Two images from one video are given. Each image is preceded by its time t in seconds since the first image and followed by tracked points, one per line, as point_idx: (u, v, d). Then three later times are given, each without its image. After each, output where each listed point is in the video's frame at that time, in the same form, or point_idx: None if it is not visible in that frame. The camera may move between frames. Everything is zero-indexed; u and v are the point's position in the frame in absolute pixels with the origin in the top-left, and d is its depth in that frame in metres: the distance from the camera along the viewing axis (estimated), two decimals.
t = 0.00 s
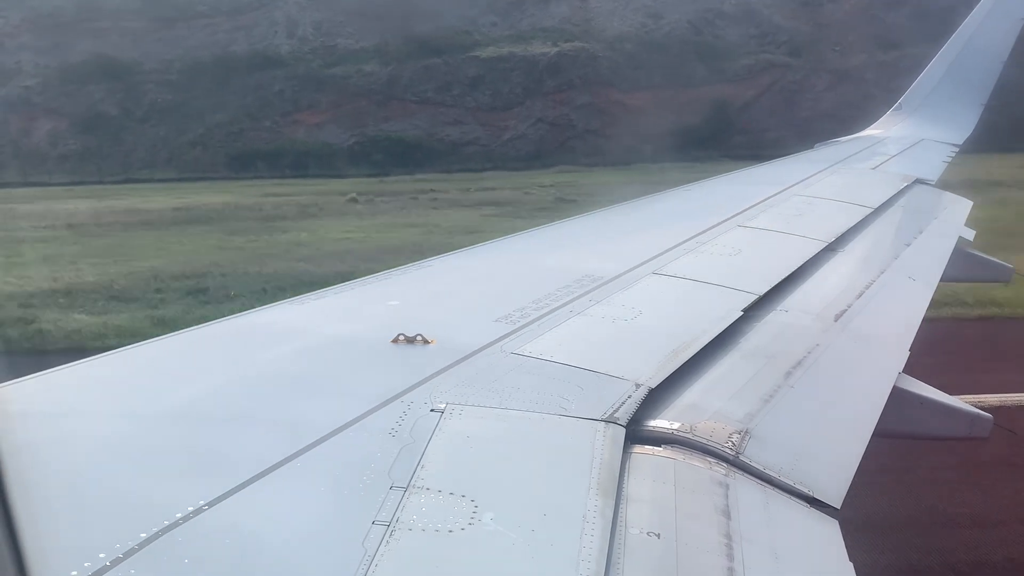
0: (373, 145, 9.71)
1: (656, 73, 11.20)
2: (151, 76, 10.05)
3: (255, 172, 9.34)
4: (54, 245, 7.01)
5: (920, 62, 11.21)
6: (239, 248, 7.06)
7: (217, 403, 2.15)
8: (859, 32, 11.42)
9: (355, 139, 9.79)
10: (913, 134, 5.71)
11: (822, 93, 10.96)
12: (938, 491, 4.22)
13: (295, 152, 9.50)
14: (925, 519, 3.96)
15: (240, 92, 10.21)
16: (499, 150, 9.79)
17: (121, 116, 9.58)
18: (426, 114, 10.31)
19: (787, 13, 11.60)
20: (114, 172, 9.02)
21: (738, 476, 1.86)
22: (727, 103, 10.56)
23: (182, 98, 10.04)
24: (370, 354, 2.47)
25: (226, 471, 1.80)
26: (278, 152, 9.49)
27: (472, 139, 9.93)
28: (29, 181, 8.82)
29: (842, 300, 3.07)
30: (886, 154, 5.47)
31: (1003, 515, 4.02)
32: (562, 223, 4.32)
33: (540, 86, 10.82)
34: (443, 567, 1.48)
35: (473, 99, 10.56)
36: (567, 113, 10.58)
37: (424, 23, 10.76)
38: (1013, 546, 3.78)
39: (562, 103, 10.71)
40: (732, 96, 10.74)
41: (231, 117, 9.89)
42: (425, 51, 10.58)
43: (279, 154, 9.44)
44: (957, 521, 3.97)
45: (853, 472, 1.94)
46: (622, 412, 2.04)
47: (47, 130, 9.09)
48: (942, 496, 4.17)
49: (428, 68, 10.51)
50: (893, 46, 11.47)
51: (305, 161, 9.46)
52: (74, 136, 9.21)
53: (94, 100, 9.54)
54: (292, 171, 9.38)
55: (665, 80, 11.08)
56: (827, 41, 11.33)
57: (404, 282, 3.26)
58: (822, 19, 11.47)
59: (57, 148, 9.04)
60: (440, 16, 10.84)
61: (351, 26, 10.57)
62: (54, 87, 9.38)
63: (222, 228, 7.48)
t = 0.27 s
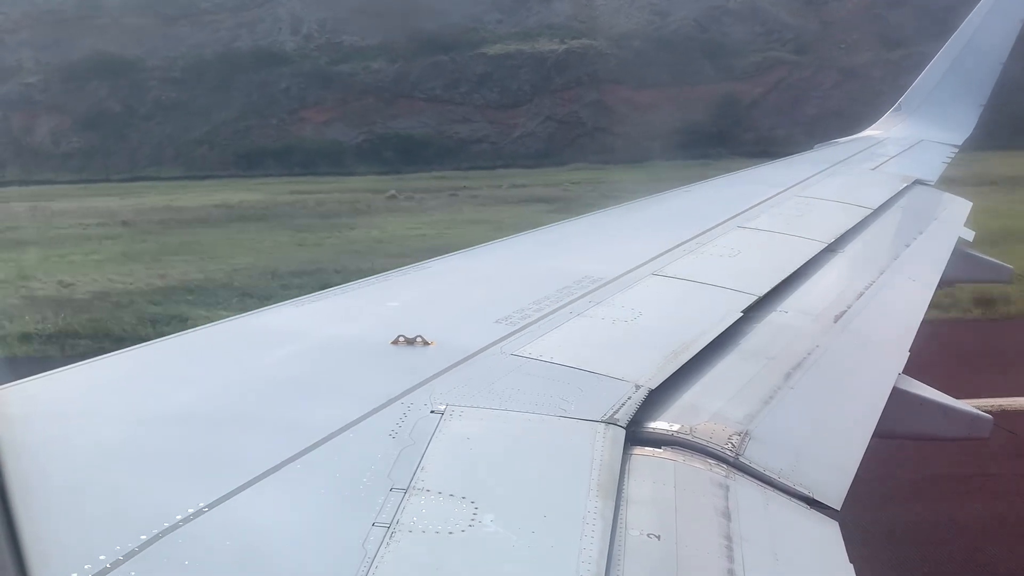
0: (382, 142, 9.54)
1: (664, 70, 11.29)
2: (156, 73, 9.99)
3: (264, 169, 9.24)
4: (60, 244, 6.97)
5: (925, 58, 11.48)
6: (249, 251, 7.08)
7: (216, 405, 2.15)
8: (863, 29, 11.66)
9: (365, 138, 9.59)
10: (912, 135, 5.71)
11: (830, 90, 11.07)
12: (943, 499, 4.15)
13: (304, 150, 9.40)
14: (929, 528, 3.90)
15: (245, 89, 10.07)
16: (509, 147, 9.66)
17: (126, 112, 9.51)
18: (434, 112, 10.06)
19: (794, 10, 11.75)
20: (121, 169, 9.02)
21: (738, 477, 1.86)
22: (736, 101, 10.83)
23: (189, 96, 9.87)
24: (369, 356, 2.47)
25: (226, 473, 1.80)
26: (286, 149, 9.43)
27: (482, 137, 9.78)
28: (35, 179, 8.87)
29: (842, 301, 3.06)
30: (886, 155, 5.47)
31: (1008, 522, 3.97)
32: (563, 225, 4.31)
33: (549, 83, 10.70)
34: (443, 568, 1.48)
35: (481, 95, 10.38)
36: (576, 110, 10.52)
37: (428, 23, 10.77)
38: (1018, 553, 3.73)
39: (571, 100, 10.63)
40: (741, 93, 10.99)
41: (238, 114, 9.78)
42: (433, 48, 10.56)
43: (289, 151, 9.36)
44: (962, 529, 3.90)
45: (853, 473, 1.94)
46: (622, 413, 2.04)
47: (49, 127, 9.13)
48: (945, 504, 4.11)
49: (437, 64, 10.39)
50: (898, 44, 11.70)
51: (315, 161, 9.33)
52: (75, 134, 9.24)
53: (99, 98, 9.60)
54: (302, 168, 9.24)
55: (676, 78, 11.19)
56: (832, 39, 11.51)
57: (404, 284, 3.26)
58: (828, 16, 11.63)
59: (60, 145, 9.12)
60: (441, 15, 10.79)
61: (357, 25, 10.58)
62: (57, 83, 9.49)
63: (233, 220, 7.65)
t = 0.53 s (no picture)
0: (388, 138, 9.78)
1: (673, 67, 11.53)
2: (157, 68, 10.10)
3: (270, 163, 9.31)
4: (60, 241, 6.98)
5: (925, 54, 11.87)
6: (252, 243, 7.06)
7: (213, 406, 2.14)
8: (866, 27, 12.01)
9: (368, 130, 10.01)
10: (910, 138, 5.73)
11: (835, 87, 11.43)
12: (941, 505, 4.13)
13: (311, 143, 9.50)
14: (924, 534, 3.88)
15: (247, 83, 10.19)
16: (516, 142, 10.04)
17: (126, 105, 9.71)
18: (440, 107, 10.51)
19: (799, 7, 12.24)
20: (124, 165, 9.18)
21: (735, 479, 1.86)
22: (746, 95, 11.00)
23: (191, 91, 10.02)
24: (367, 357, 2.46)
25: (223, 474, 1.80)
26: (292, 143, 9.49)
27: (489, 132, 10.21)
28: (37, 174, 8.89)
29: (839, 303, 3.07)
30: (882, 157, 5.50)
31: (1003, 527, 3.96)
32: (561, 226, 4.31)
33: (556, 78, 11.20)
34: (440, 570, 1.47)
35: (488, 90, 10.81)
36: (582, 105, 10.98)
37: (433, 17, 11.13)
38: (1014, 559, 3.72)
39: (577, 96, 11.13)
40: (747, 89, 11.10)
41: (241, 109, 9.93)
42: (437, 43, 10.91)
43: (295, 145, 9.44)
44: (957, 535, 3.88)
45: (849, 475, 1.94)
46: (619, 415, 2.04)
47: (49, 122, 9.29)
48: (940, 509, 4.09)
49: (439, 60, 10.81)
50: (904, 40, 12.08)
51: (322, 154, 9.48)
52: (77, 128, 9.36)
53: (99, 92, 9.65)
54: (308, 163, 9.37)
55: (685, 73, 11.38)
56: (838, 36, 11.96)
57: (404, 285, 3.27)
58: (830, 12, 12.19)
59: (61, 140, 9.25)
60: (444, 9, 11.18)
61: (359, 18, 10.93)
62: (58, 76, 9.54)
63: (230, 215, 7.72)
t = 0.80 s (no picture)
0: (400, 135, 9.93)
1: (682, 64, 11.48)
2: (162, 63, 9.60)
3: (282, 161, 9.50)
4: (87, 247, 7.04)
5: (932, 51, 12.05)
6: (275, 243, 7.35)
7: (211, 407, 2.14)
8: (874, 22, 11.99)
9: (380, 129, 10.05)
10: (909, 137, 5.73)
11: (844, 84, 11.39)
12: (936, 503, 4.14)
13: (323, 141, 9.72)
14: (919, 536, 3.86)
15: (255, 81, 9.96)
16: (528, 139, 10.28)
17: (134, 102, 9.20)
18: (451, 103, 10.54)
19: (806, 5, 12.22)
20: (136, 163, 8.93)
21: (733, 479, 1.86)
22: (756, 93, 11.01)
23: (198, 87, 9.78)
24: (364, 357, 2.46)
25: (221, 474, 1.79)
26: (304, 142, 9.66)
27: (500, 129, 10.36)
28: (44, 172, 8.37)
29: (837, 303, 3.07)
30: (880, 157, 5.49)
31: (997, 529, 3.94)
32: (561, 227, 4.30)
33: (566, 75, 11.14)
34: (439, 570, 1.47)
35: (497, 87, 10.75)
36: (593, 103, 10.96)
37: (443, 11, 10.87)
38: (1007, 562, 3.70)
39: (587, 93, 11.07)
40: (756, 85, 11.15)
41: (251, 107, 9.81)
42: (446, 37, 10.66)
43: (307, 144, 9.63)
44: (951, 537, 3.87)
45: (848, 474, 1.95)
46: (617, 415, 2.04)
47: (56, 118, 8.53)
48: (935, 511, 4.07)
49: (451, 57, 10.61)
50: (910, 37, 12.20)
51: (336, 151, 9.79)
52: (84, 125, 8.83)
53: (107, 87, 8.98)
54: (320, 160, 9.64)
55: (697, 68, 11.39)
56: (843, 33, 11.83)
57: (401, 285, 3.26)
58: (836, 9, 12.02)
59: (68, 137, 8.63)
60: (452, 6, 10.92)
61: (369, 14, 10.46)
62: (60, 71, 8.68)
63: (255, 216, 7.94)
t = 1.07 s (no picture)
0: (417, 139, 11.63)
1: (699, 66, 13.21)
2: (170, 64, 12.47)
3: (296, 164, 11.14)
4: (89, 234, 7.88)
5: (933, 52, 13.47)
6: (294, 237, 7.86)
7: (214, 412, 2.14)
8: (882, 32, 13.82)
9: (391, 130, 11.92)
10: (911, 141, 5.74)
11: (856, 86, 13.13)
12: (936, 504, 4.16)
13: (339, 145, 11.41)
14: (911, 540, 3.85)
15: (271, 85, 12.42)
16: (542, 142, 12.01)
17: (145, 105, 11.94)
18: (467, 106, 12.49)
19: (815, 7, 14.22)
20: (150, 167, 10.89)
21: (737, 483, 1.86)
22: (764, 94, 12.74)
23: (210, 89, 12.22)
24: (368, 363, 2.46)
25: (223, 480, 1.80)
26: (321, 144, 11.47)
27: (514, 132, 12.16)
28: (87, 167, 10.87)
29: (840, 306, 3.07)
30: (882, 160, 5.50)
31: (991, 536, 3.91)
32: (563, 230, 4.33)
33: (580, 77, 13.05)
34: None
35: (513, 91, 12.77)
36: (607, 105, 12.72)
37: (454, 16, 13.52)
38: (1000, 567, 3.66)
39: (601, 95, 12.88)
40: (765, 87, 12.90)
41: (263, 111, 12.03)
42: (462, 42, 13.08)
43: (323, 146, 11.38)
44: (944, 543, 3.85)
45: (852, 479, 1.94)
46: (620, 420, 2.03)
47: (66, 123, 11.44)
48: (929, 516, 4.05)
49: (465, 59, 12.89)
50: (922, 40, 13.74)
51: (350, 155, 11.30)
52: (96, 129, 11.51)
53: (118, 93, 12.03)
54: (334, 162, 11.20)
55: (705, 72, 13.17)
56: (853, 36, 13.80)
57: (404, 290, 3.27)
58: (847, 13, 14.12)
59: (79, 141, 11.26)
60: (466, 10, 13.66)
61: (379, 24, 13.24)
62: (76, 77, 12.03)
63: (267, 213, 8.72)
